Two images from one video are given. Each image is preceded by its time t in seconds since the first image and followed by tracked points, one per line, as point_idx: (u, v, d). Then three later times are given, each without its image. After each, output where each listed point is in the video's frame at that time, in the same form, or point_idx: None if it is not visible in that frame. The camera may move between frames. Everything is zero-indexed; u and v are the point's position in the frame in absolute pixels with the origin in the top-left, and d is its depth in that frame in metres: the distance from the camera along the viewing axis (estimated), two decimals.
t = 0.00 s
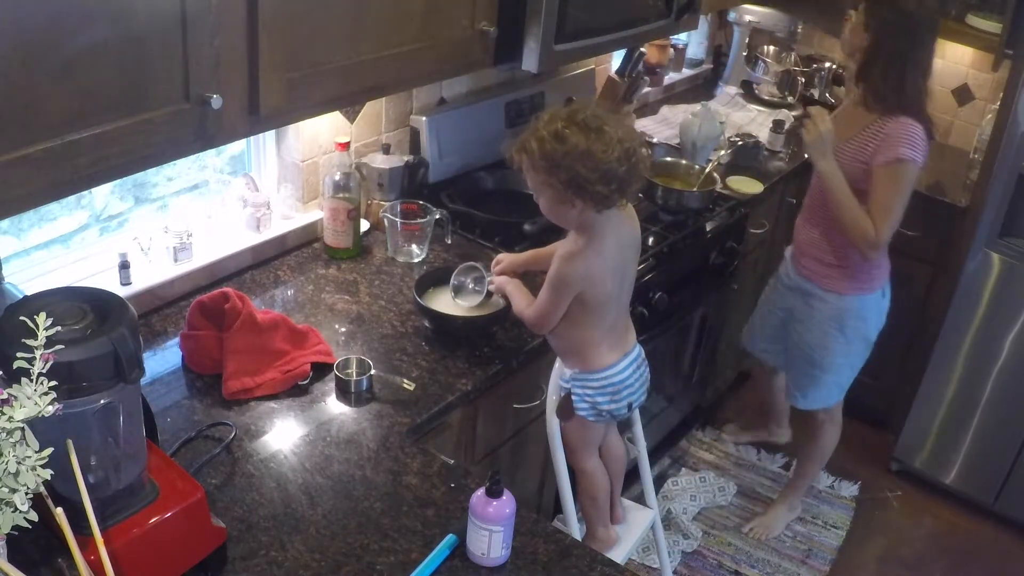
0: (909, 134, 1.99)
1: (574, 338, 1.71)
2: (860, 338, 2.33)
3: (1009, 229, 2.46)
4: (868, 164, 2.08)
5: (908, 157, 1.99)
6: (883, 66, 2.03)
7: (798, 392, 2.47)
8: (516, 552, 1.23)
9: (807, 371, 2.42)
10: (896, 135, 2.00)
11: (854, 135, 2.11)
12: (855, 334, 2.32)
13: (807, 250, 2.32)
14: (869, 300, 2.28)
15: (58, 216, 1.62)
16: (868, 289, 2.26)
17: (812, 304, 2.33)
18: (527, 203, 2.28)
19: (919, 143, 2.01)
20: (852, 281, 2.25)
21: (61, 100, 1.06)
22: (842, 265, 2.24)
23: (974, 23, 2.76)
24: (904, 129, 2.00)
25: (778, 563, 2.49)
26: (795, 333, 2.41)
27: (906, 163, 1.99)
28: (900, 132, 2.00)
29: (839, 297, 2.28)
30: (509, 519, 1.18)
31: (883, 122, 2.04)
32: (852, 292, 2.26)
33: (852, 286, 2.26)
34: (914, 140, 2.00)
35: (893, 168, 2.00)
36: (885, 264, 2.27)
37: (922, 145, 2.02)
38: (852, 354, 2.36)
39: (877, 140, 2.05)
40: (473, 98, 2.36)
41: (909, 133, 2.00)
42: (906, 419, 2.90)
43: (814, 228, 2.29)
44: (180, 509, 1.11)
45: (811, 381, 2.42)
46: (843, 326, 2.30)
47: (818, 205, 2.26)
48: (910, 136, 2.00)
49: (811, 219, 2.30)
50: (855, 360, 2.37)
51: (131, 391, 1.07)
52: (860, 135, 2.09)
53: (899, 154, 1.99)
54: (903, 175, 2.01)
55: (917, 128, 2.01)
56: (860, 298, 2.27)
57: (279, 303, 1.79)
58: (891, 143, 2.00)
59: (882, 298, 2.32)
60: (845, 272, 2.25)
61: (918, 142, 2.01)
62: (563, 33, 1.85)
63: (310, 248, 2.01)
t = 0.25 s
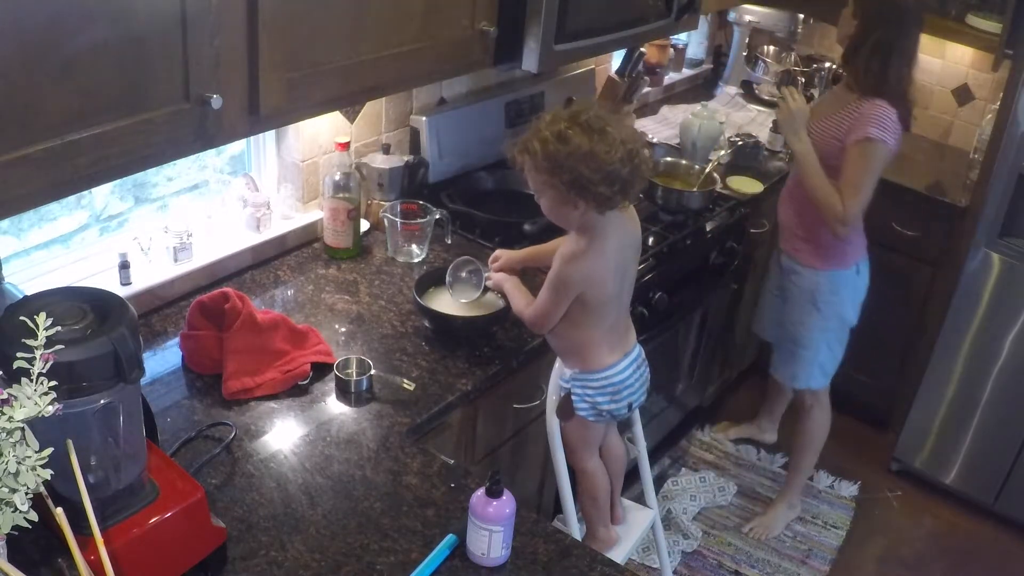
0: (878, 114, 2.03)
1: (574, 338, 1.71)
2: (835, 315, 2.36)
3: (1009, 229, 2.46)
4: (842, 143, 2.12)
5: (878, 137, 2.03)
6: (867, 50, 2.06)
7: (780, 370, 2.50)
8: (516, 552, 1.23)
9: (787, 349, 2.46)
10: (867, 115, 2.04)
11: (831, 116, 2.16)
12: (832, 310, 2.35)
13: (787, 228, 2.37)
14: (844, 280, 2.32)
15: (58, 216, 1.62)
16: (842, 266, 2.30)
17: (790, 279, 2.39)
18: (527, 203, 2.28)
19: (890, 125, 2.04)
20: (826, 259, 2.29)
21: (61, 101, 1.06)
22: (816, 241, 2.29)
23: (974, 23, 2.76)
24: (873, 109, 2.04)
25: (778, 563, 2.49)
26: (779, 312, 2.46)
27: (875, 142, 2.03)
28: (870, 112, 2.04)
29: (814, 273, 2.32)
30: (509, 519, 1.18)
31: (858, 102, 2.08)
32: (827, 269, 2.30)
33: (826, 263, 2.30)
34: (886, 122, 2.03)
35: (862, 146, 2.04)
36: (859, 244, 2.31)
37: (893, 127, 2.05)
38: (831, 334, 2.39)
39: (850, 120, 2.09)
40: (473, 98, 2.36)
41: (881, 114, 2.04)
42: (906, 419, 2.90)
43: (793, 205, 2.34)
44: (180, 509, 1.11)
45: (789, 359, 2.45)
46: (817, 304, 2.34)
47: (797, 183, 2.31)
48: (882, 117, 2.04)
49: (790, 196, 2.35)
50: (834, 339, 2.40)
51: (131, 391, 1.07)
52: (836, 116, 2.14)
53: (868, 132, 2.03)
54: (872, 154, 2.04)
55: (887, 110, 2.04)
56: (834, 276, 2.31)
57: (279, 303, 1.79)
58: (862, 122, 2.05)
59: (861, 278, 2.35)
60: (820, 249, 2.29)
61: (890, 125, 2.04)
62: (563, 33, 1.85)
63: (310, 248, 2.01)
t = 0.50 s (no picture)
0: (860, 98, 2.04)
1: (575, 338, 1.71)
2: (825, 298, 2.38)
3: (1009, 229, 2.46)
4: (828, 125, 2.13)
5: (859, 121, 2.03)
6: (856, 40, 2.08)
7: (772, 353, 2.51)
8: (516, 552, 1.23)
9: (776, 329, 2.47)
10: (850, 99, 2.05)
11: (820, 98, 2.17)
12: (820, 292, 2.37)
13: (781, 207, 2.40)
14: (833, 263, 2.34)
15: (58, 216, 1.62)
16: (832, 247, 2.32)
17: (783, 261, 2.41)
18: (527, 203, 2.28)
19: (872, 110, 2.05)
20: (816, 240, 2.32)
21: (61, 101, 1.06)
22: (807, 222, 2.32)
23: (975, 23, 2.76)
24: (855, 93, 2.05)
25: (778, 563, 2.49)
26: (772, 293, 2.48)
27: (856, 126, 2.04)
28: (853, 96, 2.05)
29: (803, 254, 2.35)
30: (509, 519, 1.18)
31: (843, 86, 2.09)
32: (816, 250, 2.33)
33: (817, 244, 2.32)
34: (867, 106, 2.04)
35: (844, 129, 2.05)
36: (851, 225, 2.32)
37: (876, 111, 2.06)
38: (820, 317, 2.40)
39: (834, 103, 2.10)
40: (473, 98, 2.36)
41: (863, 99, 2.04)
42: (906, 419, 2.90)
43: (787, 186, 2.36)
44: (180, 510, 1.11)
45: (779, 341, 2.47)
46: (806, 285, 2.37)
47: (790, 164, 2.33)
48: (864, 101, 2.04)
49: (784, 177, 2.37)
50: (823, 322, 2.41)
51: (131, 391, 1.07)
52: (824, 99, 2.15)
53: (849, 116, 2.04)
54: (854, 137, 2.05)
55: (870, 94, 2.05)
56: (823, 258, 2.33)
57: (279, 303, 1.79)
58: (845, 106, 2.06)
59: (852, 262, 2.37)
60: (810, 228, 2.32)
61: (872, 109, 2.05)
62: (563, 33, 1.85)
63: (310, 248, 2.01)
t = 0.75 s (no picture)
0: (869, 88, 2.05)
1: (575, 336, 1.72)
2: (824, 288, 2.38)
3: (1009, 229, 2.46)
4: (835, 117, 2.14)
5: (870, 110, 2.04)
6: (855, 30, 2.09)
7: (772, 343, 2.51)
8: (516, 552, 1.23)
9: (776, 318, 2.47)
10: (859, 90, 2.06)
11: (823, 91, 2.17)
12: (823, 280, 2.37)
13: (784, 200, 2.39)
14: (837, 253, 2.34)
15: (58, 216, 1.62)
16: (836, 237, 2.32)
17: (785, 250, 2.42)
18: (527, 203, 2.28)
19: (881, 99, 2.06)
20: (821, 230, 2.32)
21: (61, 101, 1.06)
22: (812, 213, 2.31)
23: (974, 23, 2.76)
24: (863, 84, 2.06)
25: (778, 563, 2.49)
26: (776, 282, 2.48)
27: (867, 115, 2.05)
28: (861, 87, 2.06)
29: (807, 243, 2.35)
30: (509, 519, 1.18)
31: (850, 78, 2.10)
32: (822, 240, 2.33)
33: (821, 234, 2.32)
34: (877, 96, 2.05)
35: (855, 119, 2.06)
36: (855, 216, 2.33)
37: (884, 101, 2.07)
38: (821, 306, 2.41)
39: (841, 95, 2.11)
40: (473, 97, 2.36)
41: (872, 89, 2.05)
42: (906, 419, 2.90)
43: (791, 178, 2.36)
44: (180, 510, 1.11)
45: (780, 331, 2.46)
46: (809, 273, 2.37)
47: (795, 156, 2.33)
48: (873, 91, 2.05)
49: (788, 169, 2.37)
50: (824, 311, 2.42)
51: (131, 391, 1.07)
52: (828, 92, 2.15)
53: (861, 106, 2.05)
54: (865, 126, 2.06)
55: (878, 84, 2.06)
56: (827, 247, 2.33)
57: (279, 303, 1.79)
58: (855, 96, 2.06)
59: (854, 253, 2.38)
60: (816, 219, 2.32)
61: (881, 99, 2.06)
62: (563, 33, 1.85)
63: (310, 248, 2.01)
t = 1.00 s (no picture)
0: (881, 86, 2.06)
1: (575, 334, 1.72)
2: (825, 283, 2.38)
3: (1008, 229, 2.46)
4: (845, 115, 2.14)
5: (883, 108, 2.05)
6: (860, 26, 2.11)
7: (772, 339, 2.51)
8: (516, 551, 1.23)
9: (777, 315, 2.47)
10: (872, 87, 2.07)
11: (833, 90, 2.17)
12: (824, 278, 2.38)
13: (788, 197, 2.39)
14: (839, 251, 2.34)
15: (58, 216, 1.63)
16: (840, 234, 2.32)
17: (786, 247, 2.42)
18: (527, 203, 2.28)
19: (893, 97, 2.07)
20: (825, 227, 2.32)
21: (61, 101, 1.06)
22: (817, 210, 2.31)
23: (974, 23, 2.76)
24: (874, 82, 2.07)
25: (778, 563, 2.49)
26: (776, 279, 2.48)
27: (880, 113, 2.05)
28: (873, 84, 2.07)
29: (810, 240, 2.35)
30: (509, 519, 1.18)
31: (862, 76, 2.10)
32: (825, 237, 2.33)
33: (825, 231, 2.32)
34: (889, 93, 2.06)
35: (868, 117, 2.06)
36: (858, 213, 2.34)
37: (895, 100, 2.08)
38: (821, 303, 2.41)
39: (852, 93, 2.11)
40: (473, 97, 2.36)
41: (885, 86, 2.06)
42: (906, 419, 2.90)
43: (796, 175, 2.35)
44: (180, 510, 1.11)
45: (780, 328, 2.46)
46: (811, 270, 2.37)
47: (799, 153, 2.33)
48: (886, 89, 2.06)
49: (792, 166, 2.37)
50: (824, 308, 2.42)
51: (131, 391, 1.07)
52: (838, 90, 2.16)
53: (873, 104, 2.05)
54: (877, 124, 2.06)
55: (890, 82, 2.07)
56: (830, 245, 2.33)
57: (279, 303, 1.79)
58: (868, 94, 2.06)
59: (856, 252, 2.38)
60: (821, 216, 2.31)
61: (893, 96, 2.07)
62: (563, 33, 1.85)
63: (310, 248, 2.01)
